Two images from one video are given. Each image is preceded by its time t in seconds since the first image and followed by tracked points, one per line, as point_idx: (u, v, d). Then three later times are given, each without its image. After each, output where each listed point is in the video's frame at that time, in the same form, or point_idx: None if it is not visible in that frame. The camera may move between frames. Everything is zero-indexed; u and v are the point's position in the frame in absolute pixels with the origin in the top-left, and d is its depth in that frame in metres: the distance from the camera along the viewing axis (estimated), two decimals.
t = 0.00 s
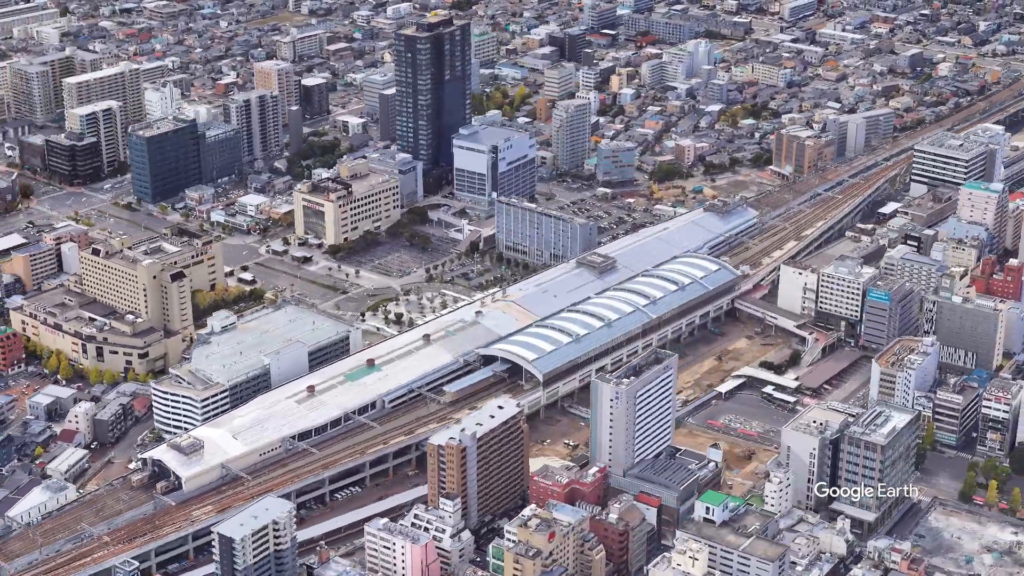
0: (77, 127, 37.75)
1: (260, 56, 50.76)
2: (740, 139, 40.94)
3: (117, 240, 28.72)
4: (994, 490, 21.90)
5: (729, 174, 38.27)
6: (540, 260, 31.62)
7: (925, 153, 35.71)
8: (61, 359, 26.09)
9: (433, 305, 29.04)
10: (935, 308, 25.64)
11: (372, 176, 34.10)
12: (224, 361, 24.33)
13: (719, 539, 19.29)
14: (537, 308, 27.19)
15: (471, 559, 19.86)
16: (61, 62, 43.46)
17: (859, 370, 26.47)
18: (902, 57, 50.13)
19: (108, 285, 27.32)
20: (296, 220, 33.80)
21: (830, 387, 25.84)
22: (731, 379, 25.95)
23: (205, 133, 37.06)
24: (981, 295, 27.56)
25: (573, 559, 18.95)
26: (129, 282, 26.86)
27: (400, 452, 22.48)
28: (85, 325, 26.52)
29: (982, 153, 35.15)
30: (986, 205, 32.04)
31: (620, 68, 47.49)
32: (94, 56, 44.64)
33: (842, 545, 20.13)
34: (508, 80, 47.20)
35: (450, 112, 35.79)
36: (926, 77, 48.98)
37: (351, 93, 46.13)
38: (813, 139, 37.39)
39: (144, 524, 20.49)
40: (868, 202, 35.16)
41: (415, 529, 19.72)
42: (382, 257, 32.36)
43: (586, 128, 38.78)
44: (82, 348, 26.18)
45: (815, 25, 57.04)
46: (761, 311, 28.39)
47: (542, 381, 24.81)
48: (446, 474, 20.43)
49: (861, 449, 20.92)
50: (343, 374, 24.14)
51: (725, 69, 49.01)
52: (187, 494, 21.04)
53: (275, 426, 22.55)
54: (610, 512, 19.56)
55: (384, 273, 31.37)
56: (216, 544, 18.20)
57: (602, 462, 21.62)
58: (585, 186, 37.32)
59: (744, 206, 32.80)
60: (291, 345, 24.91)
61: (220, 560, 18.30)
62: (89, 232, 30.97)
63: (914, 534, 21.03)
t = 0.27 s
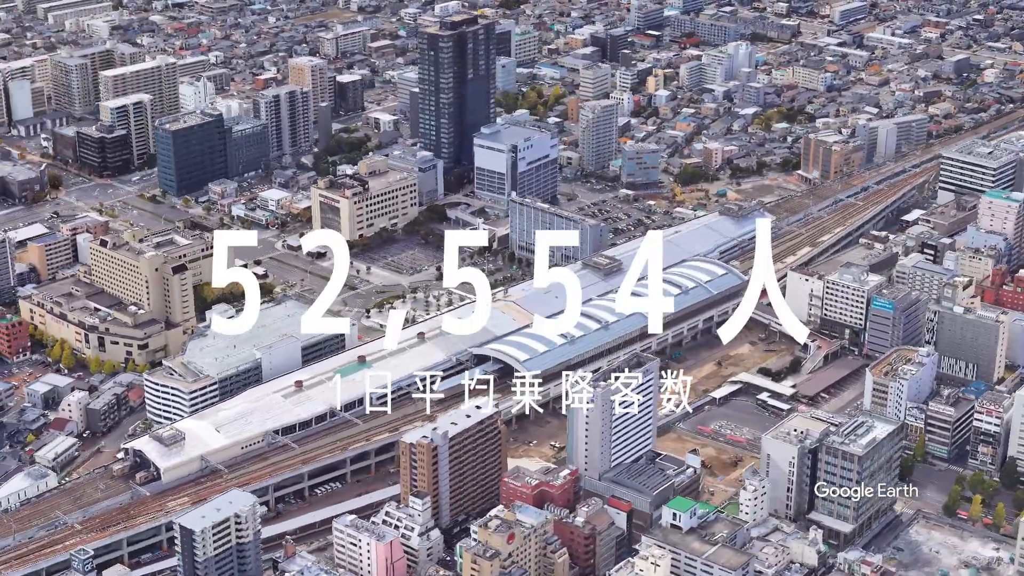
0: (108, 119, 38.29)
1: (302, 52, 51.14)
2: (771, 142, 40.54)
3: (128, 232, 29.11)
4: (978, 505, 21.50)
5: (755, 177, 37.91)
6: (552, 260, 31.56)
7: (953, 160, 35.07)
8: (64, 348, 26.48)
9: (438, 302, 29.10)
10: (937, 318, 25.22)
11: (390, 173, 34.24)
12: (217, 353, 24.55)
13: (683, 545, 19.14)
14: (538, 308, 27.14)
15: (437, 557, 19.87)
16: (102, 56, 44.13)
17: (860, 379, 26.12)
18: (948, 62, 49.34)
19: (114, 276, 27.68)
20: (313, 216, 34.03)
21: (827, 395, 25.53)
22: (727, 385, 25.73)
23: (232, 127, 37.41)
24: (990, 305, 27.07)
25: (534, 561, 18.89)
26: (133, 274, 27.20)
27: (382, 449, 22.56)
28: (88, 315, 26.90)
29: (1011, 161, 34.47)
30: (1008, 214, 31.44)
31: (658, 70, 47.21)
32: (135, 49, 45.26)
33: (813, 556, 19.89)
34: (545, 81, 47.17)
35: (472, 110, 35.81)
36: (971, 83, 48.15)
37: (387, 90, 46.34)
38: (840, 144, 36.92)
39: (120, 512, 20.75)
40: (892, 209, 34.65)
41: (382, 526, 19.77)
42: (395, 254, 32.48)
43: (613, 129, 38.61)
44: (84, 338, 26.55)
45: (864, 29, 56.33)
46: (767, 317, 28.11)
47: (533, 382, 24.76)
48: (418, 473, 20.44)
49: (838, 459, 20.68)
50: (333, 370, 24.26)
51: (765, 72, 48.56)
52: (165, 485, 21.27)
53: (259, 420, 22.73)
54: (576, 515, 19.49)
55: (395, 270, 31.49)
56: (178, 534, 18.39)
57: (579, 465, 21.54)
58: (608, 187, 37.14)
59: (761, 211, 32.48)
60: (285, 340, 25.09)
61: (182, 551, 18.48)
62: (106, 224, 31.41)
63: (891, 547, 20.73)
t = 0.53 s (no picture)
0: (134, 113, 38.72)
1: (338, 49, 51.40)
2: (797, 145, 40.18)
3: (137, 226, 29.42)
4: (963, 518, 21.21)
5: (777, 180, 37.59)
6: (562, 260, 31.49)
7: (976, 166, 34.49)
8: (67, 339, 26.81)
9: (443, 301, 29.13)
10: (936, 327, 24.88)
11: (406, 171, 34.33)
12: (212, 348, 24.76)
13: (652, 550, 19.03)
14: (538, 308, 27.11)
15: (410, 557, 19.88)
16: (136, 50, 44.63)
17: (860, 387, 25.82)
18: (987, 67, 48.63)
19: (121, 269, 28.00)
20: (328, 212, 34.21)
21: (824, 402, 25.27)
22: (723, 390, 25.55)
23: (255, 123, 37.67)
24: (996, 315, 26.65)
25: (502, 563, 18.87)
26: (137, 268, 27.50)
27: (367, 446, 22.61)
28: (93, 307, 27.22)
29: None
30: None
31: (690, 72, 46.97)
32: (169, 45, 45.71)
33: (787, 564, 19.69)
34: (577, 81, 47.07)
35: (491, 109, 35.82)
36: (1010, 88, 47.43)
37: (418, 88, 46.48)
38: (863, 149, 36.51)
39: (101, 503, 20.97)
40: (912, 215, 34.21)
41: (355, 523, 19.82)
42: (407, 252, 32.57)
43: (636, 130, 38.47)
44: (87, 330, 26.87)
45: (906, 33, 55.66)
46: (770, 322, 27.79)
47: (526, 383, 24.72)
48: (393, 471, 20.49)
49: (817, 468, 20.46)
50: (325, 367, 24.39)
51: (799, 75, 48.15)
52: (147, 477, 21.46)
53: (246, 415, 22.89)
54: (547, 517, 19.43)
55: (405, 268, 31.57)
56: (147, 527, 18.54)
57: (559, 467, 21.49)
58: (628, 189, 37.02)
59: (775, 214, 32.21)
60: (281, 336, 25.24)
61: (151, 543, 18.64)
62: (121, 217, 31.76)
63: (870, 558, 20.47)
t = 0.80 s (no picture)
0: (166, 106, 39.24)
1: (382, 46, 51.64)
2: (829, 149, 39.69)
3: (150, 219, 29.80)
4: (941, 532, 20.87)
5: (804, 185, 37.16)
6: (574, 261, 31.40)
7: (1005, 175, 33.75)
8: (73, 328, 27.22)
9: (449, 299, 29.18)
10: (934, 338, 24.49)
11: (425, 169, 34.42)
12: (208, 341, 25.02)
13: (613, 555, 18.90)
14: (538, 309, 27.07)
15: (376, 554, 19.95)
16: (177, 44, 45.17)
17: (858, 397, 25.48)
18: None
19: (130, 260, 28.39)
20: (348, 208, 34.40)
21: (819, 411, 24.97)
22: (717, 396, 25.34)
23: (283, 118, 37.94)
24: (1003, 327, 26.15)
25: (462, 564, 18.89)
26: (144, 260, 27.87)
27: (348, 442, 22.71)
28: (100, 297, 27.63)
29: None
30: None
31: (730, 74, 46.58)
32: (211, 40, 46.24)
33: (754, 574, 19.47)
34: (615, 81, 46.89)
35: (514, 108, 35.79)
36: None
37: (456, 86, 46.56)
38: (891, 155, 35.97)
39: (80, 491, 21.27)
40: (936, 223, 33.64)
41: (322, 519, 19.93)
42: (422, 250, 32.65)
43: (664, 132, 38.26)
44: (93, 319, 27.27)
45: (959, 38, 54.71)
46: (773, 329, 27.50)
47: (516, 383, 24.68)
48: (365, 468, 20.52)
49: (790, 477, 20.22)
50: (317, 362, 24.56)
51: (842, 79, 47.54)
52: (128, 467, 21.73)
53: (232, 407, 23.09)
54: (512, 519, 19.41)
55: (417, 266, 31.66)
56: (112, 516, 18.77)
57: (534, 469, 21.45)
58: (651, 191, 36.83)
59: (792, 219, 31.86)
60: (277, 330, 25.43)
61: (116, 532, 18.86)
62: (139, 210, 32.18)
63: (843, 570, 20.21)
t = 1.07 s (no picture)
0: (200, 100, 39.71)
1: (426, 44, 51.79)
2: (862, 154, 39.10)
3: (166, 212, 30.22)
4: (918, 547, 20.51)
5: (832, 190, 36.66)
6: (586, 263, 31.31)
7: None
8: (81, 317, 27.65)
9: (455, 297, 29.24)
10: (931, 349, 24.10)
11: (446, 168, 34.48)
12: (204, 333, 25.30)
13: (573, 559, 18.80)
14: (538, 309, 27.04)
15: (342, 551, 20.01)
16: (220, 39, 45.66)
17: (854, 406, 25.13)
18: None
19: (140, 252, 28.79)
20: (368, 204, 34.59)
21: (813, 419, 24.66)
22: (711, 401, 25.11)
23: (312, 114, 38.41)
24: (1009, 340, 25.62)
25: (421, 563, 18.89)
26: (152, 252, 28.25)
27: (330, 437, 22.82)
28: (108, 287, 28.03)
29: None
30: None
31: (771, 78, 46.10)
32: (253, 35, 46.71)
33: None
34: (654, 83, 46.63)
35: (538, 107, 35.78)
36: None
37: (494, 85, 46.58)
38: (920, 162, 35.38)
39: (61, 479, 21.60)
40: (961, 232, 33.01)
41: (291, 513, 20.04)
42: (436, 247, 32.71)
43: (692, 134, 37.96)
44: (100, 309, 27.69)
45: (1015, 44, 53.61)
46: (777, 335, 27.26)
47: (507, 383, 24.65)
48: (336, 464, 20.60)
49: (760, 486, 19.97)
50: (308, 357, 24.74)
51: (886, 83, 46.82)
52: (110, 456, 22.03)
53: (219, 400, 23.30)
54: (476, 519, 19.39)
55: (429, 263, 31.73)
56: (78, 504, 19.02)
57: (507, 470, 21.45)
58: (676, 194, 36.54)
59: (809, 225, 31.48)
60: (273, 325, 25.64)
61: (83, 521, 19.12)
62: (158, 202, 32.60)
63: None
